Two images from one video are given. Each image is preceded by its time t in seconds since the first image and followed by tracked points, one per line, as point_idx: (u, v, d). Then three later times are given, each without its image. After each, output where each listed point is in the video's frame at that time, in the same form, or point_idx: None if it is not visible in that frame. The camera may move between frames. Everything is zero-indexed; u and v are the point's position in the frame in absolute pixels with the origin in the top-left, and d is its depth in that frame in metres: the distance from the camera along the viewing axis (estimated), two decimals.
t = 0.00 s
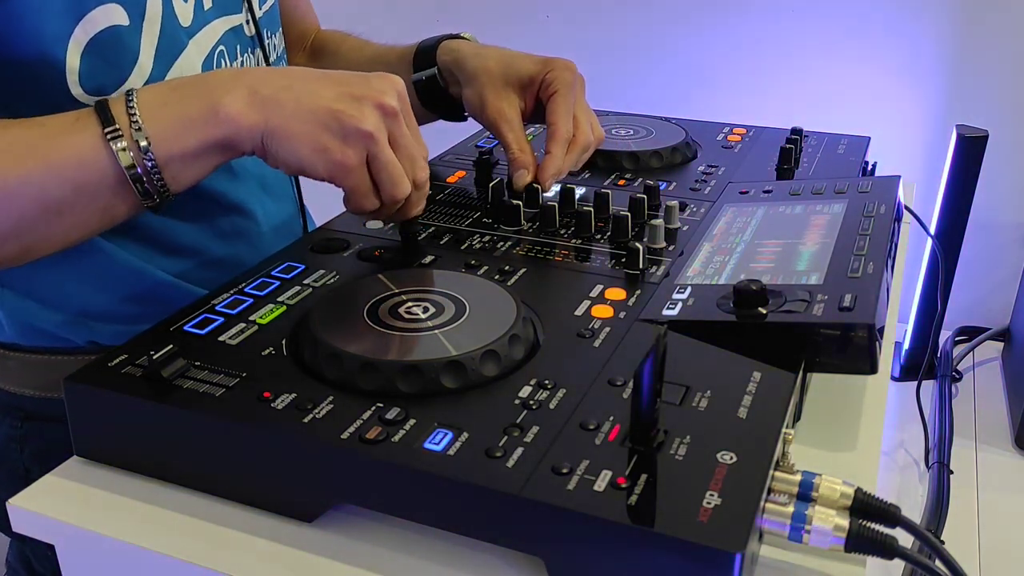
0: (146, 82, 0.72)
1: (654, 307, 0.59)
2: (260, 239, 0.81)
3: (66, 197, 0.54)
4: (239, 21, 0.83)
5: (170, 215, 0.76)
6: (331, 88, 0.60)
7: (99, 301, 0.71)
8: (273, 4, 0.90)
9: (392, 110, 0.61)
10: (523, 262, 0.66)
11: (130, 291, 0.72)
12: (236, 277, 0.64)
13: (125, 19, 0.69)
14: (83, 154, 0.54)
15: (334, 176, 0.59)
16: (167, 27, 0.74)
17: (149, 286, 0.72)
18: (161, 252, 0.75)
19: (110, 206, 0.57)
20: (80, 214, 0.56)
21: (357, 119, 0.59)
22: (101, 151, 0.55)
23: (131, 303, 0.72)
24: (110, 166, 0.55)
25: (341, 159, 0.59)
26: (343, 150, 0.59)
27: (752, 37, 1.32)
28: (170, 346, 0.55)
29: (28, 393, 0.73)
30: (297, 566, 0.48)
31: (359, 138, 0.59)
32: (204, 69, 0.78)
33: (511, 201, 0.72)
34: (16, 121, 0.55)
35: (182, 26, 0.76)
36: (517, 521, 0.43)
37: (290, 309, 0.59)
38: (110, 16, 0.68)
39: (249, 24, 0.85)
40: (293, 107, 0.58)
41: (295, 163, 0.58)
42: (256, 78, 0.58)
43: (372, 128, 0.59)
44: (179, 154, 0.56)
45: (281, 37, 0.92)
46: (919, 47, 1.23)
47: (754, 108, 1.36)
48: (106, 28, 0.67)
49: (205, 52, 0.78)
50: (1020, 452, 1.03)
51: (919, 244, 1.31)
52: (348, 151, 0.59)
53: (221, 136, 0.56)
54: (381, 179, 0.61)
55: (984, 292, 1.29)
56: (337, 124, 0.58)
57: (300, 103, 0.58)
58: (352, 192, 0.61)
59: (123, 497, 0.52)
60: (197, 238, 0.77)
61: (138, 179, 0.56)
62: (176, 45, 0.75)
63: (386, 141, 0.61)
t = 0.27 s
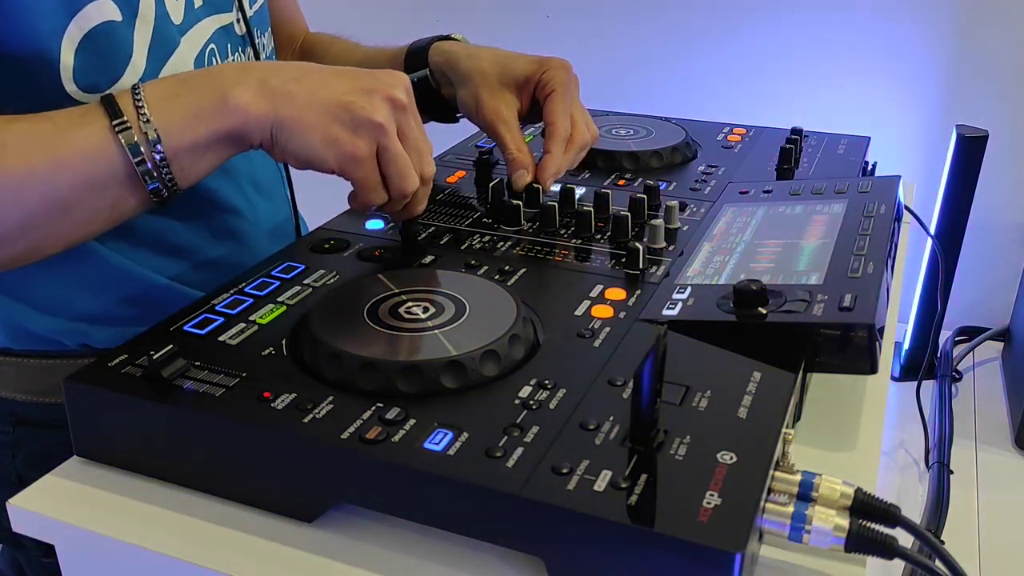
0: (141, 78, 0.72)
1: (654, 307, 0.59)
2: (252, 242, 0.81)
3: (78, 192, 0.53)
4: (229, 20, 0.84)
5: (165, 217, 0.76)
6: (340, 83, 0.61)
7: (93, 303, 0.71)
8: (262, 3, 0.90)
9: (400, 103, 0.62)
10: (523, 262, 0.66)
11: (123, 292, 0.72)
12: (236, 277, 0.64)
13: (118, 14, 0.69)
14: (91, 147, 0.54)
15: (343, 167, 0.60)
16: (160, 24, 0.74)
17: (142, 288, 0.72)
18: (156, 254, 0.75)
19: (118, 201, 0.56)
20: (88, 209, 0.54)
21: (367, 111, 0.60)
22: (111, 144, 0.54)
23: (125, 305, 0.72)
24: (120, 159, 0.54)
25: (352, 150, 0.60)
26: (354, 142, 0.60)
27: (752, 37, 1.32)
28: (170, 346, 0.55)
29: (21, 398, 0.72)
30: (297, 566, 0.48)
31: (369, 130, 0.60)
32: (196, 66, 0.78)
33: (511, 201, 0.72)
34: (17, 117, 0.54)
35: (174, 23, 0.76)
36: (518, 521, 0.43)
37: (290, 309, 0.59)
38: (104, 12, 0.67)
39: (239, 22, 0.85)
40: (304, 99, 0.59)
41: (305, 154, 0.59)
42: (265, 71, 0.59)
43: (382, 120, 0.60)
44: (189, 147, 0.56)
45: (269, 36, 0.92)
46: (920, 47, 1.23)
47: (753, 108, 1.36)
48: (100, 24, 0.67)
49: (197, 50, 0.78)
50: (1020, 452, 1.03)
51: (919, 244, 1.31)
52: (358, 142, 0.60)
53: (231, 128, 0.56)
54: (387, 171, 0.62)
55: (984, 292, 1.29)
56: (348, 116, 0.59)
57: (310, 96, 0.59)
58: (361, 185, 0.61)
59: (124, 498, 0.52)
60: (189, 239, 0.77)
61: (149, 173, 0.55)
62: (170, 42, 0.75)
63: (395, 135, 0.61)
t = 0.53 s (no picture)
0: (131, 77, 0.71)
1: (654, 307, 0.59)
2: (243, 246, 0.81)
3: (89, 185, 0.52)
4: (220, 20, 0.84)
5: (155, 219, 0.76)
6: (348, 73, 0.61)
7: (83, 308, 0.70)
8: (253, 5, 0.90)
9: (409, 93, 0.63)
10: (524, 262, 0.66)
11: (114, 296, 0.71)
12: (236, 277, 0.64)
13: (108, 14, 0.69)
14: (100, 141, 0.53)
15: (356, 156, 0.60)
16: (152, 24, 0.74)
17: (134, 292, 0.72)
18: (146, 257, 0.74)
19: (126, 195, 0.55)
20: (97, 204, 0.53)
21: (378, 101, 0.60)
22: (120, 137, 0.53)
23: (117, 310, 0.72)
24: (131, 154, 0.54)
25: (364, 140, 0.60)
26: (366, 131, 0.60)
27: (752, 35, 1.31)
28: (170, 346, 0.55)
29: (10, 402, 0.72)
30: (297, 566, 0.48)
31: (381, 119, 0.61)
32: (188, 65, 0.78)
33: (511, 201, 0.72)
34: (16, 112, 0.53)
35: (164, 23, 0.76)
36: (518, 521, 0.43)
37: (290, 309, 0.59)
38: (95, 10, 0.67)
39: (231, 22, 0.86)
40: (312, 88, 0.59)
41: (317, 143, 0.59)
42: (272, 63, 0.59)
43: (393, 109, 0.61)
44: (196, 138, 0.55)
45: (260, 37, 0.93)
46: (921, 46, 1.22)
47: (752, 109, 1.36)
48: (90, 22, 0.67)
49: (189, 50, 0.78)
50: (1020, 452, 1.03)
51: (919, 244, 1.31)
52: (370, 130, 0.60)
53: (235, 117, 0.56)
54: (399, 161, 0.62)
55: (984, 292, 1.29)
56: (359, 105, 0.60)
57: (320, 86, 0.59)
58: (371, 176, 0.62)
59: (124, 497, 0.52)
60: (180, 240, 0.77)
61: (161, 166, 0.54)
62: (160, 41, 0.75)
63: (405, 125, 0.62)
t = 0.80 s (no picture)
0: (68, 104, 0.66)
1: (654, 307, 0.59)
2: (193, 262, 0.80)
3: None
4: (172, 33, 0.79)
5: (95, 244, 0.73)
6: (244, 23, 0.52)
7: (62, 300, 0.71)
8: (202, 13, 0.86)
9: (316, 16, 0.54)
10: (524, 262, 0.66)
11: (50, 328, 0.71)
12: (236, 277, 0.64)
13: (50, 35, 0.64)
14: None
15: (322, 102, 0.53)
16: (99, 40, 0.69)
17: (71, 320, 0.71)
18: (84, 277, 0.73)
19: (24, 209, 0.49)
20: None
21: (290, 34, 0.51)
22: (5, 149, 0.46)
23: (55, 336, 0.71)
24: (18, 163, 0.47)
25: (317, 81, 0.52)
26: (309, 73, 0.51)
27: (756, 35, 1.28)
28: (170, 346, 0.55)
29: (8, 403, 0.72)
30: (297, 566, 0.48)
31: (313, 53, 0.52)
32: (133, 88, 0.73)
33: (511, 201, 0.72)
34: None
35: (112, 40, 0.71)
36: (518, 521, 0.43)
37: (290, 309, 0.59)
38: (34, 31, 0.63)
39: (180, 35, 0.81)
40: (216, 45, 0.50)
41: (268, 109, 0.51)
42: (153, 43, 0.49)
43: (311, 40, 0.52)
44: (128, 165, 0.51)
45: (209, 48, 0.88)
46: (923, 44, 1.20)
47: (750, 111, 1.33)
48: (28, 43, 0.62)
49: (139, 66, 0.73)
50: (1020, 453, 1.03)
51: (919, 244, 1.31)
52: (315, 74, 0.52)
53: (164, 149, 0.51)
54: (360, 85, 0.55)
55: (984, 291, 1.29)
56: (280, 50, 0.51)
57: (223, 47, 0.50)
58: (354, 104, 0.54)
59: (124, 498, 0.52)
60: (122, 262, 0.75)
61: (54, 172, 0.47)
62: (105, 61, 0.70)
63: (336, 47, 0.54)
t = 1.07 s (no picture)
0: None
1: (654, 307, 0.59)
2: (131, 255, 0.77)
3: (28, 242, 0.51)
4: (98, 36, 0.76)
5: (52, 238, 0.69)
6: (289, 109, 0.56)
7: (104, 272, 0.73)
8: (132, 17, 0.84)
9: (357, 118, 0.58)
10: (524, 262, 0.66)
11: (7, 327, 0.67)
12: (236, 277, 0.64)
13: None
14: (37, 198, 0.51)
15: (314, 189, 0.55)
16: (23, 45, 0.66)
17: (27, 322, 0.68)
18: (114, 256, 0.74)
19: None
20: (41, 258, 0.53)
21: (325, 129, 0.56)
22: (58, 196, 0.52)
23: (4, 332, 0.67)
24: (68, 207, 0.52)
25: (321, 171, 0.55)
26: (320, 162, 0.55)
27: (755, 35, 1.28)
28: (170, 346, 0.55)
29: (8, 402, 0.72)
30: (298, 566, 0.48)
31: (330, 150, 0.56)
32: (63, 90, 0.69)
33: (512, 201, 0.72)
34: None
35: (40, 44, 0.68)
36: (518, 521, 0.43)
37: (290, 309, 0.59)
38: None
39: (110, 38, 0.78)
40: (262, 126, 0.55)
41: (274, 193, 0.54)
42: (216, 116, 0.55)
43: (340, 137, 0.56)
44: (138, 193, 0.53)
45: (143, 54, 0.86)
46: (922, 45, 1.20)
47: (751, 110, 1.33)
48: None
49: (65, 69, 0.70)
50: (1020, 453, 1.03)
51: (919, 244, 1.31)
52: (319, 164, 0.55)
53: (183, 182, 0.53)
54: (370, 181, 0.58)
55: (984, 291, 1.29)
56: (305, 137, 0.55)
57: (264, 124, 0.55)
58: (346, 201, 0.56)
59: (125, 497, 0.52)
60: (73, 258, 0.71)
61: (99, 218, 0.52)
62: (32, 63, 0.67)
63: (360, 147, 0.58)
